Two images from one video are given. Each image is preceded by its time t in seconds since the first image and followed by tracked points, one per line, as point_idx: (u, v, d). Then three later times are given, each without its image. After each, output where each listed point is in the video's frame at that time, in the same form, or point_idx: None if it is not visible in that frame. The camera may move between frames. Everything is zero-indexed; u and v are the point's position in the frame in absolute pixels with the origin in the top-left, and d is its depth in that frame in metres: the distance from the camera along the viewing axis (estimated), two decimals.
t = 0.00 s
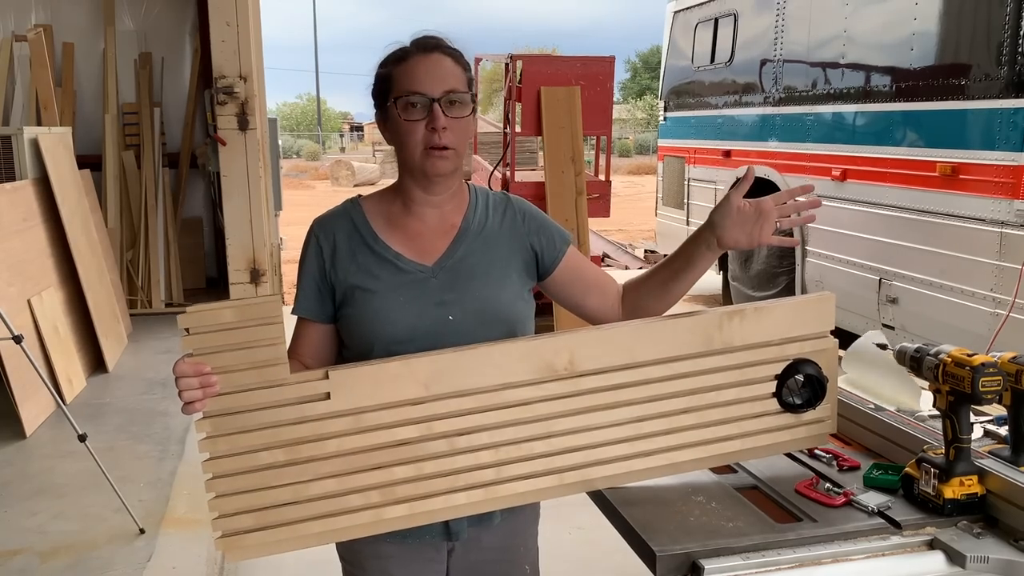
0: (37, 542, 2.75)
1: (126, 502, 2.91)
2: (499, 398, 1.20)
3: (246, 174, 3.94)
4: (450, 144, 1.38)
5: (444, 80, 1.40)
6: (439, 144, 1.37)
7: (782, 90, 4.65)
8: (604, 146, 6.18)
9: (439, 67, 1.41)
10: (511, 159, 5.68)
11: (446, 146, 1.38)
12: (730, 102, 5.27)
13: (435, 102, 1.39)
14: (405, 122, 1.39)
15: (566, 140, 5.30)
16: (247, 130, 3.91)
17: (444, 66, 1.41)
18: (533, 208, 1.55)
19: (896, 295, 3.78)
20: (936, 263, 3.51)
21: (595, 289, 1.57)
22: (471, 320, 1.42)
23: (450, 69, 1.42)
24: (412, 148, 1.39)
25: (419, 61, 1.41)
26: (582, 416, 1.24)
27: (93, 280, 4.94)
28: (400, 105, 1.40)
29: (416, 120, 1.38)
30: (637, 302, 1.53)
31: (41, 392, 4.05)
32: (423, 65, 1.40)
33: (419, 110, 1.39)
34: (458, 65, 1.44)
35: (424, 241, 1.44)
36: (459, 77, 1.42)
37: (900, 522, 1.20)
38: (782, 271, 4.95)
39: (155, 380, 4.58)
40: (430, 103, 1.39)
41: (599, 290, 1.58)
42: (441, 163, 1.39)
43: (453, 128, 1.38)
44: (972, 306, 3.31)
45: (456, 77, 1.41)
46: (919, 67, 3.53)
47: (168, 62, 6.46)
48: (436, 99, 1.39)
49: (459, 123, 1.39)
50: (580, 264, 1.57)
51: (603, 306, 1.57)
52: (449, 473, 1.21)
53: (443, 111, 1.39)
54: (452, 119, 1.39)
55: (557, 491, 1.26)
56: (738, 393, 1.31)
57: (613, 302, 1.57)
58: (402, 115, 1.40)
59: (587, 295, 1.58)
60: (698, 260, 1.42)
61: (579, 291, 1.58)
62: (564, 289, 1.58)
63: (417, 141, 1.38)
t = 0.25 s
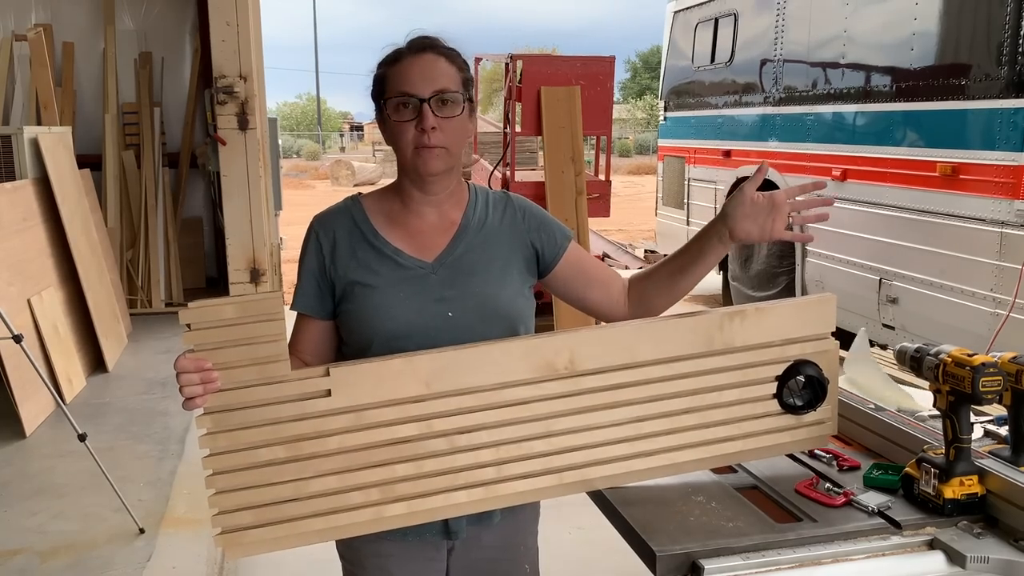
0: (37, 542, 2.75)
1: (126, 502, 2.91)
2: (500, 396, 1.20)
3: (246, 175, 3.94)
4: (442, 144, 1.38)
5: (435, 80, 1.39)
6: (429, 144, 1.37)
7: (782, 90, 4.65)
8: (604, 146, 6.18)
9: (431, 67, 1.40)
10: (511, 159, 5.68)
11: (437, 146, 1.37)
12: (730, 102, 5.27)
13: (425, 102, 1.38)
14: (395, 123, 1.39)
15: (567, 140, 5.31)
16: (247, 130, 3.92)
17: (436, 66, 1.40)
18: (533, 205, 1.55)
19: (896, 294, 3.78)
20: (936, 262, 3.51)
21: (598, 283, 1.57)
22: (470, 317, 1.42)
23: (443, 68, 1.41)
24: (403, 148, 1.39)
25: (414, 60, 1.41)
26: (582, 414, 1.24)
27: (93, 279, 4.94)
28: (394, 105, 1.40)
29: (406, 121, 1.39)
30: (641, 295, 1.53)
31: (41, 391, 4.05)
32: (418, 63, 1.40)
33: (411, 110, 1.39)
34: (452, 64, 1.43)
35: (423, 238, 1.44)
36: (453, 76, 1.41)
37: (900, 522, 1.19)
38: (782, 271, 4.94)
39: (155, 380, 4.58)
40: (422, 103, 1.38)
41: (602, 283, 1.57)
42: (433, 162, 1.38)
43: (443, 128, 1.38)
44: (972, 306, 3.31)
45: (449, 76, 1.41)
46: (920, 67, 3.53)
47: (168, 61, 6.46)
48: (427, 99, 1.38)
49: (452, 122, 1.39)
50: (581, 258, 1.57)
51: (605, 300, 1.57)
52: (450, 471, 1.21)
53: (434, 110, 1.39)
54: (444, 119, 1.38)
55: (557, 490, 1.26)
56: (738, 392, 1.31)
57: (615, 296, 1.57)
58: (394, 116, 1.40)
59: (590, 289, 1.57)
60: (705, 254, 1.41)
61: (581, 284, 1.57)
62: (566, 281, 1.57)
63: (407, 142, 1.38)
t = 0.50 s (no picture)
0: (37, 540, 2.75)
1: (126, 501, 2.91)
2: (501, 394, 1.20)
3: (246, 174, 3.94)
4: (442, 144, 1.37)
5: (433, 80, 1.39)
6: (430, 144, 1.37)
7: (782, 89, 4.65)
8: (604, 145, 6.18)
9: (431, 67, 1.40)
10: (511, 158, 5.69)
11: (437, 146, 1.37)
12: (730, 101, 5.27)
13: (424, 103, 1.38)
14: (395, 124, 1.39)
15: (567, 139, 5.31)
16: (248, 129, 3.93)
17: (435, 66, 1.40)
18: (537, 204, 1.55)
19: (897, 294, 3.78)
20: (936, 262, 3.50)
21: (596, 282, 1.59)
22: (474, 315, 1.42)
23: (442, 69, 1.40)
24: (403, 148, 1.39)
25: (413, 61, 1.41)
26: (583, 413, 1.24)
27: (93, 278, 4.94)
28: (393, 106, 1.40)
29: (405, 122, 1.38)
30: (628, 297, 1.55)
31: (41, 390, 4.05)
32: (417, 64, 1.40)
33: (408, 112, 1.39)
34: (452, 64, 1.43)
35: (426, 237, 1.44)
36: (452, 76, 1.41)
37: (901, 521, 1.19)
38: (782, 270, 4.94)
39: (156, 379, 4.58)
40: (419, 104, 1.38)
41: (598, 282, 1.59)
42: (433, 162, 1.38)
43: (443, 128, 1.37)
44: (972, 306, 3.31)
45: (448, 76, 1.40)
46: (920, 67, 3.52)
47: (168, 61, 6.46)
48: (424, 99, 1.38)
49: (450, 122, 1.38)
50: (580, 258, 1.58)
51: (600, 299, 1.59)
52: (450, 469, 1.21)
53: (431, 111, 1.38)
54: (443, 120, 1.38)
55: (557, 489, 1.26)
56: (738, 391, 1.31)
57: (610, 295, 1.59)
58: (393, 117, 1.40)
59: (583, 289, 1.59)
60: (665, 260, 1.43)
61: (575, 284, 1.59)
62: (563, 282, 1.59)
63: (408, 142, 1.38)
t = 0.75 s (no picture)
0: (37, 540, 2.75)
1: (126, 500, 2.91)
2: (500, 393, 1.20)
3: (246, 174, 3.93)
4: (451, 141, 1.37)
5: (446, 77, 1.39)
6: (438, 140, 1.36)
7: (782, 88, 4.65)
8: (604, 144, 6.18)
9: (444, 64, 1.39)
10: (512, 157, 5.68)
11: (445, 142, 1.37)
12: (730, 100, 5.27)
13: (436, 98, 1.37)
14: (406, 118, 1.38)
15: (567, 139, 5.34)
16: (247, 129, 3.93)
17: (448, 63, 1.40)
18: (537, 206, 1.55)
19: (897, 293, 3.77)
20: (936, 261, 3.50)
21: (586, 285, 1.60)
22: (473, 317, 1.42)
23: (455, 67, 1.40)
24: (411, 143, 1.38)
25: (427, 57, 1.40)
26: (583, 412, 1.24)
27: (93, 277, 4.94)
28: (405, 99, 1.39)
29: (417, 116, 1.38)
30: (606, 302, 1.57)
31: (41, 390, 4.05)
32: (431, 61, 1.39)
33: (421, 106, 1.38)
34: (465, 63, 1.43)
35: (427, 237, 1.44)
36: (465, 75, 1.41)
37: (901, 521, 1.19)
38: (782, 269, 4.95)
39: (156, 378, 4.58)
40: (432, 99, 1.37)
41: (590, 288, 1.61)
42: (440, 159, 1.38)
43: (453, 126, 1.37)
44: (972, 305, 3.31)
45: (461, 74, 1.40)
46: (920, 66, 3.52)
47: (167, 60, 6.45)
48: (437, 94, 1.38)
49: (461, 120, 1.38)
50: (570, 259, 1.60)
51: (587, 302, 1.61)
52: (450, 468, 1.21)
53: (444, 106, 1.38)
54: (454, 116, 1.38)
55: (558, 488, 1.26)
56: (739, 391, 1.31)
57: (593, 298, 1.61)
58: (404, 110, 1.39)
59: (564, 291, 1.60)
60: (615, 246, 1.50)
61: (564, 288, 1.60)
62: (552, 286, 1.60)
63: (416, 138, 1.37)
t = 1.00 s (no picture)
0: (37, 540, 2.75)
1: (126, 500, 2.91)
2: (499, 393, 1.20)
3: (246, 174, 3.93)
4: (441, 141, 1.36)
5: (434, 77, 1.38)
6: (428, 141, 1.36)
7: (782, 87, 4.65)
8: (604, 143, 6.17)
9: (431, 64, 1.39)
10: (511, 156, 5.67)
11: (437, 142, 1.36)
12: (730, 99, 5.27)
13: (424, 99, 1.37)
14: (395, 121, 1.39)
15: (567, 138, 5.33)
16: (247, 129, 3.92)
17: (435, 63, 1.40)
18: (535, 205, 1.54)
19: (897, 292, 3.77)
20: (937, 260, 3.50)
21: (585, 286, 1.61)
22: (472, 316, 1.42)
23: (443, 66, 1.40)
24: (403, 145, 1.38)
25: (414, 58, 1.40)
26: (582, 412, 1.24)
27: (93, 276, 4.94)
28: (394, 102, 1.39)
29: (406, 119, 1.38)
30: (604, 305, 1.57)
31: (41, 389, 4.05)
32: (416, 62, 1.39)
33: (409, 108, 1.38)
34: (454, 61, 1.42)
35: (424, 237, 1.43)
36: (453, 73, 1.40)
37: (901, 520, 1.19)
38: (782, 268, 4.95)
39: (156, 377, 4.58)
40: (420, 100, 1.37)
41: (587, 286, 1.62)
42: (432, 159, 1.38)
43: (442, 126, 1.37)
44: (973, 304, 3.31)
45: (449, 73, 1.40)
46: (920, 65, 3.52)
47: (167, 59, 6.44)
48: (425, 95, 1.37)
49: (450, 119, 1.38)
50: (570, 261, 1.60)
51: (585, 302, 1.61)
52: (450, 467, 1.21)
53: (432, 107, 1.37)
54: (442, 116, 1.37)
55: (557, 488, 1.26)
56: (738, 390, 1.30)
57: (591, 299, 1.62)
58: (394, 113, 1.39)
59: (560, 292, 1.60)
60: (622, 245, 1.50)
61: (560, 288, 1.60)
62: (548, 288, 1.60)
63: (407, 139, 1.37)
